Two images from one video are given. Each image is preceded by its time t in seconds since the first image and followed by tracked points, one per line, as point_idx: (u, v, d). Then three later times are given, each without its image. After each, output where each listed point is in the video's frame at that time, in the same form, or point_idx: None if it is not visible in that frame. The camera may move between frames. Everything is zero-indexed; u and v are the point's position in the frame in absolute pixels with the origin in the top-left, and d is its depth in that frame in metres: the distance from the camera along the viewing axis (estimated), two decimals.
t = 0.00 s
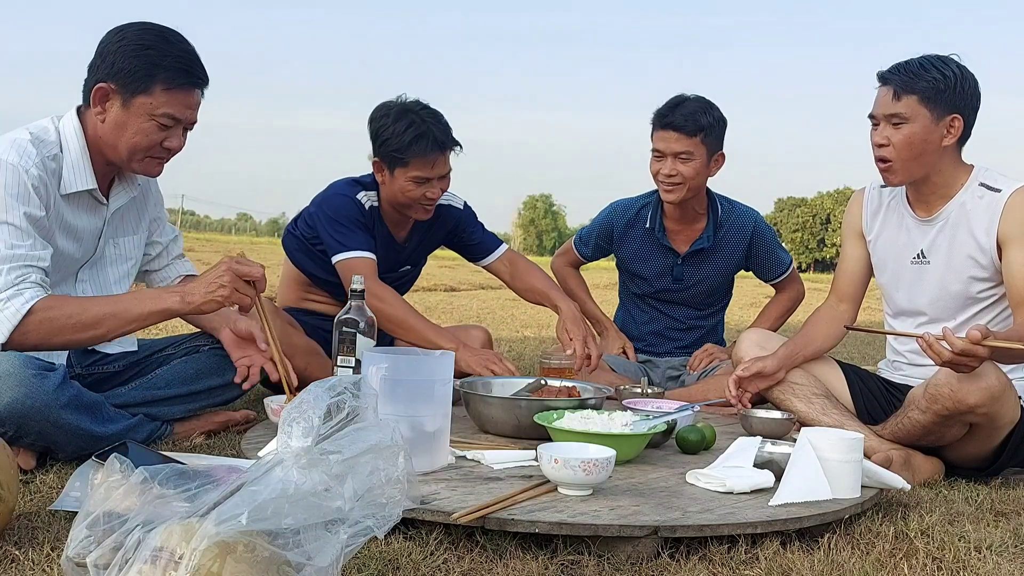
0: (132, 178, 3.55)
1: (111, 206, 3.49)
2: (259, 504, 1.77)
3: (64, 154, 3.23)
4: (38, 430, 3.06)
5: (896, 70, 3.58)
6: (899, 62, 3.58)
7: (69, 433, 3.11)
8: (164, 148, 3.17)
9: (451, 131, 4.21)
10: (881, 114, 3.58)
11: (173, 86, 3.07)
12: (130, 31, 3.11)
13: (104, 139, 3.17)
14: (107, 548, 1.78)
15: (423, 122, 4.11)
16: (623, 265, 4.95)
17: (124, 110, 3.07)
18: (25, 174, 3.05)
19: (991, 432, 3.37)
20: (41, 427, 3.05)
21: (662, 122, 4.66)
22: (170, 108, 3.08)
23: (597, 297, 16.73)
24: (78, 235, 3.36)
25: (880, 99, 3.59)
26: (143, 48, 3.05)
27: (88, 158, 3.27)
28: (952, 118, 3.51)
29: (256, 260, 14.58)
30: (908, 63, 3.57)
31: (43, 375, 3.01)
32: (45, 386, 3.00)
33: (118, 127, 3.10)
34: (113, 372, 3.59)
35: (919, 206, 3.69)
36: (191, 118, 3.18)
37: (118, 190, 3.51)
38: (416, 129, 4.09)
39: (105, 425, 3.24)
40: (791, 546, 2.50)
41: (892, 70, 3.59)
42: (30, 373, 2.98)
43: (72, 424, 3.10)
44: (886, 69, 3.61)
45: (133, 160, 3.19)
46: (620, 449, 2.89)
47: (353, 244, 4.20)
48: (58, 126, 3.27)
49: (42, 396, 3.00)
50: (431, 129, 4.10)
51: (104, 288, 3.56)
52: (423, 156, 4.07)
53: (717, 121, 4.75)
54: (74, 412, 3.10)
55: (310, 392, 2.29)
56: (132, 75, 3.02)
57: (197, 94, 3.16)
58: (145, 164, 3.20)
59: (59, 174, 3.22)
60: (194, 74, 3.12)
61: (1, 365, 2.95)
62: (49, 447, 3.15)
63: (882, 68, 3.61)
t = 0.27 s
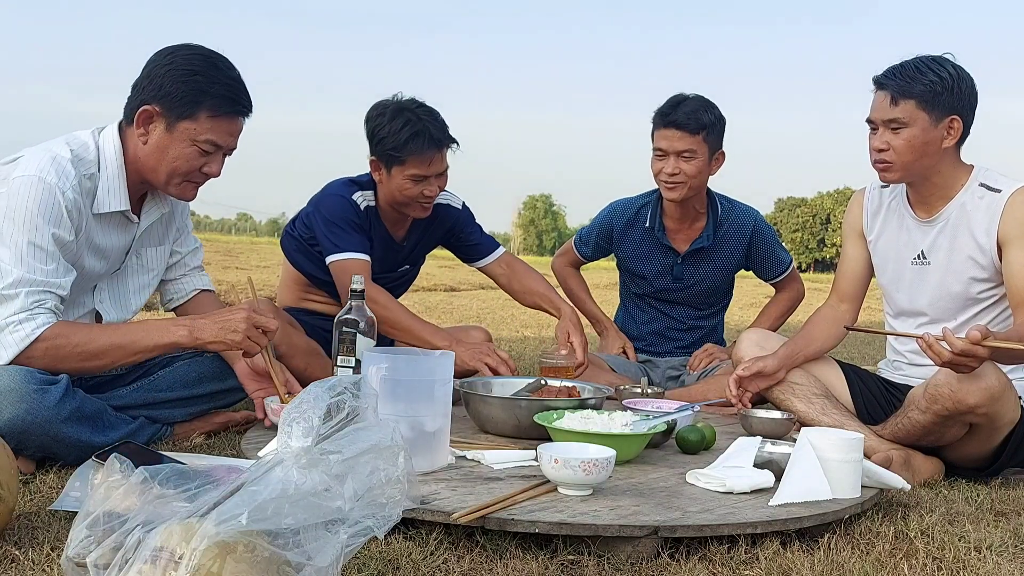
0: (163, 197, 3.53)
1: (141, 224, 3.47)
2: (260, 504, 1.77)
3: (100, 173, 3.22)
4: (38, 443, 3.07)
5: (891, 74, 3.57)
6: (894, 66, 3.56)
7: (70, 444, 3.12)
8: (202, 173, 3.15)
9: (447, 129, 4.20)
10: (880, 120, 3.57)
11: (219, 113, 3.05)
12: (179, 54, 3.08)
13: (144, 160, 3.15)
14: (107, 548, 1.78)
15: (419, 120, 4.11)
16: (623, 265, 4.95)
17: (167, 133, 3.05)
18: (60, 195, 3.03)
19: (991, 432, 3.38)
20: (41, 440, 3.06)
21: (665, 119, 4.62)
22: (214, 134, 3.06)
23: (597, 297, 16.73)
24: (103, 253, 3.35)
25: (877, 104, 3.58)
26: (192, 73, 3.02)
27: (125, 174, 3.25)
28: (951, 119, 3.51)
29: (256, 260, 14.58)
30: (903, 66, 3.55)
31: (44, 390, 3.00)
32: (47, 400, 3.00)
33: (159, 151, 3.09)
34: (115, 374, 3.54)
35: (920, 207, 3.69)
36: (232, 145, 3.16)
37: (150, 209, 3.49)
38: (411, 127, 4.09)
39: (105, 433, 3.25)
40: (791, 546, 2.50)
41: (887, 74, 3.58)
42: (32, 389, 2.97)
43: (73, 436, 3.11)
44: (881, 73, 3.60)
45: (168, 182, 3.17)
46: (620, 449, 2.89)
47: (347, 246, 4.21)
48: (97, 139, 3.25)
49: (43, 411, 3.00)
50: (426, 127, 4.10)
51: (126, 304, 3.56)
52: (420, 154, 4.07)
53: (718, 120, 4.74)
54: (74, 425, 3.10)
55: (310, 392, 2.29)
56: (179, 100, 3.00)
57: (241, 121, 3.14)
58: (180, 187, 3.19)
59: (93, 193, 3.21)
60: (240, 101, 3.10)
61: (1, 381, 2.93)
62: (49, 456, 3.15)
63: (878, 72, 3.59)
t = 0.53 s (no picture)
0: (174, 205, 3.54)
1: (151, 230, 3.48)
2: (260, 504, 1.77)
3: (112, 179, 3.22)
4: (39, 445, 3.07)
5: (879, 84, 3.54)
6: (881, 75, 3.54)
7: (70, 447, 3.12)
8: (212, 183, 3.15)
9: (433, 118, 4.23)
10: (873, 130, 3.54)
11: (231, 125, 3.04)
12: (194, 65, 3.08)
13: (155, 168, 3.14)
14: (108, 548, 1.78)
15: (404, 109, 4.14)
16: (621, 267, 4.96)
17: (179, 143, 3.04)
18: (71, 202, 3.03)
19: (991, 432, 3.37)
20: (41, 443, 3.06)
21: (682, 117, 4.57)
22: (225, 146, 3.05)
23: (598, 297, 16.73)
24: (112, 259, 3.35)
25: (869, 114, 3.55)
26: (206, 84, 3.02)
27: (136, 181, 3.25)
28: (945, 122, 3.49)
29: (257, 260, 14.58)
30: (891, 74, 3.52)
31: (44, 393, 3.00)
32: (47, 403, 3.00)
33: (170, 160, 3.09)
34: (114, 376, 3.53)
35: (919, 208, 3.69)
36: (243, 156, 3.15)
37: (161, 217, 3.50)
38: (397, 115, 4.11)
39: (104, 435, 3.25)
40: (791, 546, 2.50)
41: (875, 84, 3.55)
42: (32, 392, 2.97)
43: (73, 439, 3.11)
44: (869, 83, 3.56)
45: (176, 190, 3.17)
46: (620, 449, 2.89)
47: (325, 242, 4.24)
48: (110, 144, 3.26)
49: (44, 414, 3.00)
50: (412, 115, 4.13)
51: (133, 307, 3.54)
52: (406, 142, 4.09)
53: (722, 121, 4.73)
54: (73, 427, 3.10)
55: (310, 392, 2.29)
56: (192, 111, 2.99)
57: (253, 133, 3.14)
58: (187, 197, 3.19)
59: (105, 199, 3.22)
60: (253, 114, 3.10)
61: (2, 384, 2.92)
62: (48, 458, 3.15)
63: (865, 83, 3.56)
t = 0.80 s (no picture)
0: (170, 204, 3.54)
1: (149, 228, 3.48)
2: (260, 504, 1.77)
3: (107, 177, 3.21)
4: (38, 445, 3.07)
5: (865, 96, 3.50)
6: (865, 88, 3.50)
7: (69, 446, 3.12)
8: (207, 182, 3.14)
9: (418, 106, 4.28)
10: (866, 142, 3.50)
11: (225, 123, 3.03)
12: (187, 63, 3.07)
13: (150, 167, 3.14)
14: (107, 548, 1.78)
15: (389, 96, 4.19)
16: (620, 268, 4.95)
17: (173, 142, 3.04)
18: (68, 200, 3.01)
19: (991, 432, 3.37)
20: (41, 443, 3.06)
21: (695, 116, 4.62)
22: (220, 144, 3.04)
23: (597, 296, 16.73)
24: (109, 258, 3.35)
25: (858, 127, 3.51)
26: (200, 83, 3.01)
27: (133, 180, 3.25)
28: (938, 126, 3.47)
29: (256, 259, 14.58)
30: (875, 86, 3.49)
31: (44, 393, 3.00)
32: (47, 403, 3.00)
33: (164, 159, 3.08)
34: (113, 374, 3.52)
35: (916, 210, 3.68)
36: (238, 155, 3.14)
37: (158, 215, 3.50)
38: (382, 102, 4.16)
39: (104, 434, 3.25)
40: (791, 547, 2.50)
41: (860, 97, 3.51)
42: (31, 392, 2.96)
43: (72, 438, 3.11)
44: (855, 96, 3.52)
45: (170, 189, 3.16)
46: (620, 449, 2.89)
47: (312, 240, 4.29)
48: (105, 142, 3.25)
49: (43, 414, 3.00)
50: (397, 101, 4.18)
51: (133, 307, 3.57)
52: (392, 127, 4.12)
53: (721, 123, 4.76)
54: (73, 427, 3.10)
55: (310, 391, 2.29)
56: (185, 110, 2.98)
57: (247, 132, 3.13)
58: (180, 196, 3.19)
59: (100, 197, 3.20)
60: (247, 112, 3.09)
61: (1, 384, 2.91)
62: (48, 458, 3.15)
63: (851, 97, 3.52)
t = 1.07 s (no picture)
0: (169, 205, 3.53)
1: (148, 229, 3.47)
2: (260, 504, 1.77)
3: (106, 176, 3.20)
4: (39, 447, 3.07)
5: (853, 108, 3.49)
6: (852, 100, 3.48)
7: (69, 448, 3.12)
8: (207, 183, 3.14)
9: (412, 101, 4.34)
10: (860, 154, 3.49)
11: (221, 122, 3.02)
12: (183, 62, 3.06)
13: (149, 169, 3.14)
14: (107, 549, 1.78)
15: (386, 90, 4.24)
16: (620, 268, 4.95)
17: (170, 143, 3.04)
18: (67, 201, 3.02)
19: (991, 432, 3.37)
20: (41, 445, 3.07)
21: (695, 116, 4.62)
22: (217, 144, 3.03)
23: (597, 297, 16.73)
24: (109, 259, 3.35)
25: (850, 140, 3.49)
26: (196, 83, 3.01)
27: (131, 181, 3.24)
28: (929, 132, 3.47)
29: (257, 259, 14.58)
30: (862, 97, 3.47)
31: (44, 395, 3.00)
32: (47, 405, 3.00)
33: (162, 160, 3.08)
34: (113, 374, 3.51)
35: (912, 211, 3.68)
36: (237, 153, 3.13)
37: (158, 215, 3.49)
38: (379, 95, 4.20)
39: (105, 436, 3.25)
40: (791, 547, 2.50)
41: (849, 109, 3.49)
42: (31, 394, 2.96)
43: (73, 440, 3.11)
44: (844, 109, 3.50)
45: (168, 190, 3.17)
46: (620, 449, 2.89)
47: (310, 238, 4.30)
48: (104, 143, 3.24)
49: (43, 416, 3.00)
50: (393, 95, 4.22)
51: (132, 308, 3.56)
52: (390, 119, 4.16)
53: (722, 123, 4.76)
54: (73, 429, 3.11)
55: (309, 391, 2.29)
56: (181, 110, 2.98)
57: (245, 130, 3.12)
58: (179, 197, 3.19)
59: (99, 198, 3.20)
60: (243, 110, 3.08)
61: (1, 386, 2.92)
62: (48, 459, 3.16)
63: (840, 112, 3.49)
